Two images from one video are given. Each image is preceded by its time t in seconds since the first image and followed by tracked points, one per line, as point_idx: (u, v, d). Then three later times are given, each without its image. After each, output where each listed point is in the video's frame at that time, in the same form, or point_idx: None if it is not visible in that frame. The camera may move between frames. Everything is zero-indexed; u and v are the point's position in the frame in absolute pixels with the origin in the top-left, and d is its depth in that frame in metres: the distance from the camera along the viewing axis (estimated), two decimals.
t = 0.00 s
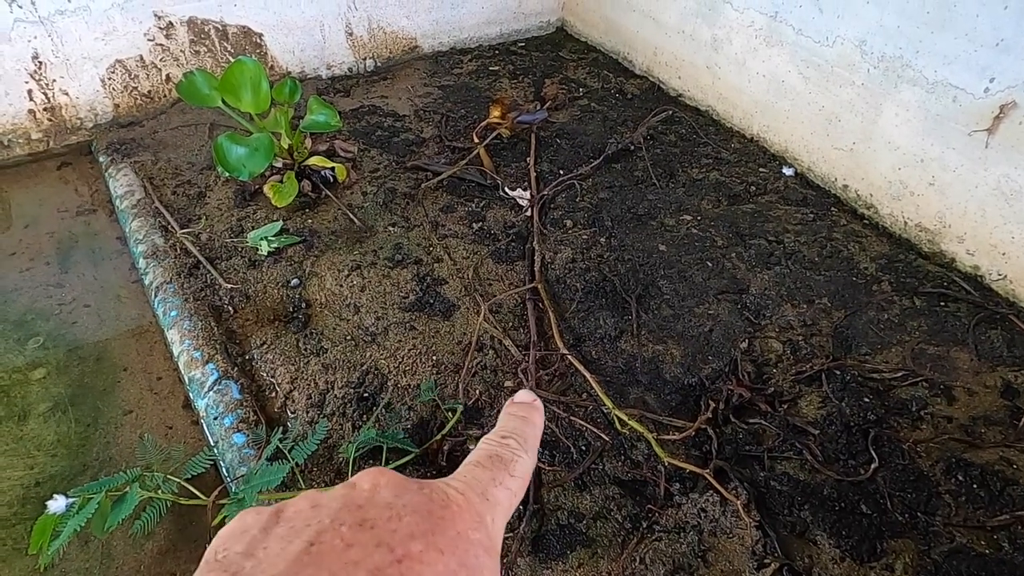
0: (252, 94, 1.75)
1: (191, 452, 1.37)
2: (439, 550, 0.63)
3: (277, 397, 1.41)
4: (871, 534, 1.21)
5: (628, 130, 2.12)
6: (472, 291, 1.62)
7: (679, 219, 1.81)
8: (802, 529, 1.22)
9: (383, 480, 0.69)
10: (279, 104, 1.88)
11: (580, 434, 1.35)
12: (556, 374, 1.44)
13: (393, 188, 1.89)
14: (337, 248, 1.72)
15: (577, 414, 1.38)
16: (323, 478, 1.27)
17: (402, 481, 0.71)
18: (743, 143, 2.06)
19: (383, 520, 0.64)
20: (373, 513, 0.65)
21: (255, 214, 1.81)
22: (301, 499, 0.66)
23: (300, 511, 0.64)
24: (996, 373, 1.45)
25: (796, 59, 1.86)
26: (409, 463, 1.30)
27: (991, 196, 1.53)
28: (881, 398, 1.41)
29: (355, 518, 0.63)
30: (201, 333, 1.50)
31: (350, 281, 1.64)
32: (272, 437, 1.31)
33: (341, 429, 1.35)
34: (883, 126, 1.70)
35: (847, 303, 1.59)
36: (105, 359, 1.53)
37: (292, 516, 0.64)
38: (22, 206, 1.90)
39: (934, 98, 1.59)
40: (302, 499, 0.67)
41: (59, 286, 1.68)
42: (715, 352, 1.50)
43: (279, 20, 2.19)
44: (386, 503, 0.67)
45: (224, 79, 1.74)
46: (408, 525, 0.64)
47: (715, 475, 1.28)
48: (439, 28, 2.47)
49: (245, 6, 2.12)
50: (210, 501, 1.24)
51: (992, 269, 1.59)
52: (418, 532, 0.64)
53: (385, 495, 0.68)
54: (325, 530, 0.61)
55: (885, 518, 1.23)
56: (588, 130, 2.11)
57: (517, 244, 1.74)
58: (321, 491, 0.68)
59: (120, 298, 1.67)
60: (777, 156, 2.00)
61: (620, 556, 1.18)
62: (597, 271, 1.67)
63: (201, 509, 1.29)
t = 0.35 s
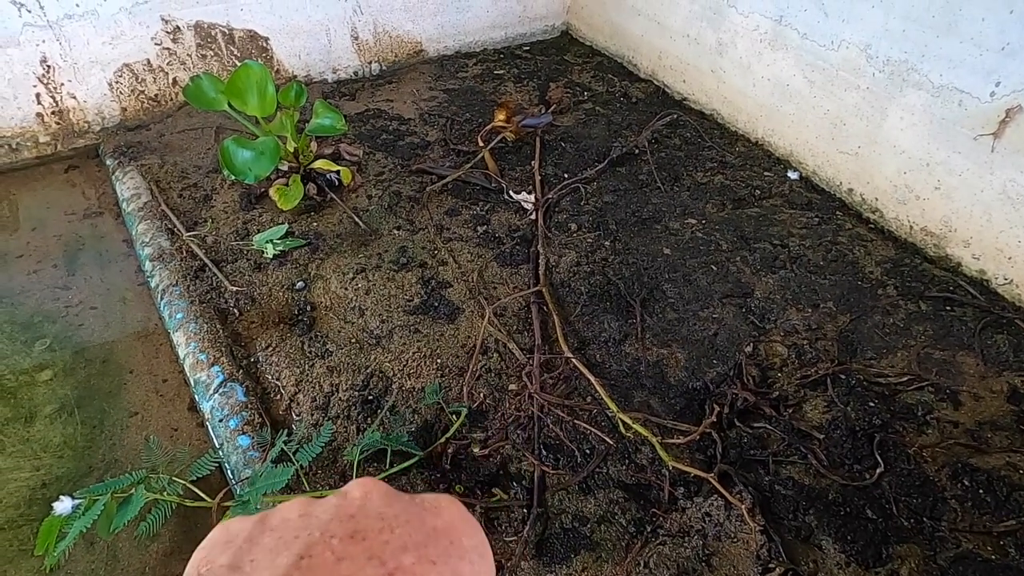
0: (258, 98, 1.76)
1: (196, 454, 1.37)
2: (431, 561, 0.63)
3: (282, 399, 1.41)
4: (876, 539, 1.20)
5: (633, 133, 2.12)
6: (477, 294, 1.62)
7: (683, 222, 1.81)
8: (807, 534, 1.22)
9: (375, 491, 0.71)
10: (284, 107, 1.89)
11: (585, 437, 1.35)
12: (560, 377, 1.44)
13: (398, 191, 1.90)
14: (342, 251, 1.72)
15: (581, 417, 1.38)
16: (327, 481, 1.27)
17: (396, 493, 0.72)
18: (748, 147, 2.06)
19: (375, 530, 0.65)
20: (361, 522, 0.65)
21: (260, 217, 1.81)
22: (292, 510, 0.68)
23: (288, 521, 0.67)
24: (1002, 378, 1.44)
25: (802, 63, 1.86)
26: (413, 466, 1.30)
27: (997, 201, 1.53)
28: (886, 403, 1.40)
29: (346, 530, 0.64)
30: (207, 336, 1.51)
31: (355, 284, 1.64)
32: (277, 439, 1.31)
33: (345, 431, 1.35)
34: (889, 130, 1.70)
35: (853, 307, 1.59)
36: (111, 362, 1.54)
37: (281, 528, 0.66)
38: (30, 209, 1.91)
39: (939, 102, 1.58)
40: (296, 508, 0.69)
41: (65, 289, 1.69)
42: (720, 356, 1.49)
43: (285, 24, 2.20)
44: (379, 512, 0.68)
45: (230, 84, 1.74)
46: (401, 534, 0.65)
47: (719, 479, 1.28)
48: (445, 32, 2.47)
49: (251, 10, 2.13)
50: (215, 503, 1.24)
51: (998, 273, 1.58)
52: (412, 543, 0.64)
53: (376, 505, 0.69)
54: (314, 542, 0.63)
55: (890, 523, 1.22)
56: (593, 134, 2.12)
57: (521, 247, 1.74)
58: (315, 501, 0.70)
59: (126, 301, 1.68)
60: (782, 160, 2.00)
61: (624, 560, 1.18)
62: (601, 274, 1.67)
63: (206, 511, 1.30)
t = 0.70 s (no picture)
0: (265, 99, 1.76)
1: (203, 453, 1.38)
2: None
3: (288, 399, 1.41)
4: (883, 542, 1.20)
5: (640, 135, 2.12)
6: (483, 295, 1.62)
7: (689, 224, 1.81)
8: (814, 536, 1.21)
9: None
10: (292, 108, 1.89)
11: (590, 439, 1.35)
12: (566, 378, 1.44)
13: (404, 192, 1.90)
14: (348, 252, 1.73)
15: (587, 418, 1.38)
16: (333, 480, 1.27)
17: None
18: (754, 148, 2.06)
19: None
20: None
21: (267, 217, 1.82)
22: None
23: None
24: (1010, 381, 1.44)
25: (809, 65, 1.85)
26: (419, 466, 1.30)
27: (1006, 204, 1.52)
28: (893, 405, 1.40)
29: None
30: (214, 335, 1.51)
31: (362, 284, 1.64)
32: (283, 439, 1.32)
33: (351, 431, 1.35)
34: (896, 132, 1.69)
35: (859, 310, 1.59)
36: (119, 361, 1.55)
37: None
38: (38, 209, 1.92)
39: (947, 104, 1.58)
40: None
41: (73, 288, 1.70)
42: (726, 358, 1.49)
43: (292, 25, 2.21)
44: None
45: (238, 84, 1.75)
46: None
47: (725, 481, 1.27)
48: (452, 33, 2.48)
49: (258, 11, 2.14)
50: (221, 501, 1.24)
51: (1006, 276, 1.58)
52: None
53: None
54: None
55: (897, 527, 1.22)
56: (599, 135, 2.12)
57: (527, 248, 1.74)
58: None
59: (134, 300, 1.68)
60: (789, 162, 2.00)
61: (630, 562, 1.18)
62: (608, 276, 1.67)
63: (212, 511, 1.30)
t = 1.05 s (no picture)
0: (271, 98, 1.76)
1: (208, 452, 1.38)
2: None
3: (293, 398, 1.41)
4: (890, 545, 1.19)
5: (645, 135, 2.12)
6: (488, 294, 1.62)
7: (695, 224, 1.80)
8: (819, 538, 1.21)
9: None
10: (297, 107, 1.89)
11: (595, 439, 1.34)
12: (570, 378, 1.44)
13: (409, 192, 1.90)
14: (353, 251, 1.73)
15: (592, 419, 1.37)
16: (337, 479, 1.27)
17: None
18: (760, 148, 2.05)
19: None
20: None
21: (272, 217, 1.82)
22: None
23: None
24: (1017, 382, 1.43)
25: (815, 64, 1.85)
26: (423, 466, 1.30)
27: (1014, 204, 1.51)
28: (900, 407, 1.39)
29: None
30: (219, 334, 1.51)
31: (366, 283, 1.64)
32: (288, 438, 1.32)
33: (356, 430, 1.35)
34: (904, 132, 1.69)
35: (866, 311, 1.58)
36: (125, 359, 1.55)
37: None
38: (45, 208, 1.92)
39: (955, 103, 1.57)
40: None
41: (79, 287, 1.70)
42: (731, 358, 1.49)
43: (297, 25, 2.21)
44: None
45: (244, 83, 1.75)
46: None
47: (731, 482, 1.27)
48: (457, 33, 2.48)
49: (264, 11, 2.14)
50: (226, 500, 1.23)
51: (1015, 277, 1.57)
52: None
53: None
54: None
55: (903, 528, 1.21)
56: (604, 135, 2.11)
57: (532, 248, 1.74)
58: None
59: (140, 300, 1.68)
60: (795, 162, 1.99)
61: (635, 563, 1.17)
62: (613, 276, 1.67)
63: (217, 510, 1.30)
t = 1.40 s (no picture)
0: (275, 98, 1.77)
1: (211, 451, 1.38)
2: None
3: (296, 398, 1.42)
4: (891, 547, 1.19)
5: (648, 136, 2.12)
6: (491, 295, 1.62)
7: (698, 225, 1.80)
8: (821, 540, 1.21)
9: None
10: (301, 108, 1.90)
11: (597, 440, 1.34)
12: (573, 379, 1.44)
13: (413, 192, 1.91)
14: (356, 251, 1.73)
15: (594, 420, 1.37)
16: (340, 479, 1.28)
17: None
18: (763, 150, 2.05)
19: None
20: None
21: (276, 217, 1.82)
22: None
23: None
24: (1020, 385, 1.43)
25: (819, 66, 1.85)
26: (425, 465, 1.30)
27: (1019, 207, 1.51)
28: (902, 409, 1.39)
29: None
30: (223, 334, 1.52)
31: (369, 283, 1.65)
32: (290, 437, 1.32)
33: (358, 430, 1.35)
34: (907, 134, 1.68)
35: (868, 313, 1.58)
36: (129, 359, 1.55)
37: None
38: (50, 207, 1.93)
39: (959, 106, 1.57)
40: None
41: (84, 286, 1.71)
42: (734, 360, 1.49)
43: (302, 26, 2.21)
44: None
45: (248, 84, 1.75)
46: None
47: (732, 483, 1.27)
48: (461, 34, 2.48)
49: (269, 12, 2.15)
50: (229, 500, 1.23)
51: (1018, 280, 1.57)
52: None
53: None
54: None
55: (905, 531, 1.21)
56: (608, 136, 2.12)
57: (535, 249, 1.74)
58: None
59: (144, 299, 1.69)
60: (798, 164, 1.99)
61: (636, 564, 1.17)
62: (615, 277, 1.67)
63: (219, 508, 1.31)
